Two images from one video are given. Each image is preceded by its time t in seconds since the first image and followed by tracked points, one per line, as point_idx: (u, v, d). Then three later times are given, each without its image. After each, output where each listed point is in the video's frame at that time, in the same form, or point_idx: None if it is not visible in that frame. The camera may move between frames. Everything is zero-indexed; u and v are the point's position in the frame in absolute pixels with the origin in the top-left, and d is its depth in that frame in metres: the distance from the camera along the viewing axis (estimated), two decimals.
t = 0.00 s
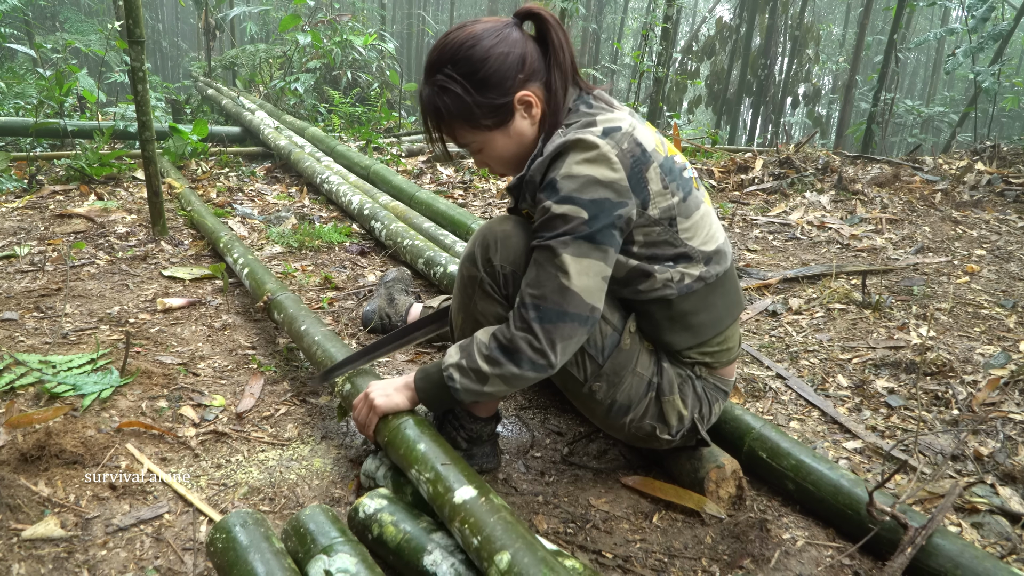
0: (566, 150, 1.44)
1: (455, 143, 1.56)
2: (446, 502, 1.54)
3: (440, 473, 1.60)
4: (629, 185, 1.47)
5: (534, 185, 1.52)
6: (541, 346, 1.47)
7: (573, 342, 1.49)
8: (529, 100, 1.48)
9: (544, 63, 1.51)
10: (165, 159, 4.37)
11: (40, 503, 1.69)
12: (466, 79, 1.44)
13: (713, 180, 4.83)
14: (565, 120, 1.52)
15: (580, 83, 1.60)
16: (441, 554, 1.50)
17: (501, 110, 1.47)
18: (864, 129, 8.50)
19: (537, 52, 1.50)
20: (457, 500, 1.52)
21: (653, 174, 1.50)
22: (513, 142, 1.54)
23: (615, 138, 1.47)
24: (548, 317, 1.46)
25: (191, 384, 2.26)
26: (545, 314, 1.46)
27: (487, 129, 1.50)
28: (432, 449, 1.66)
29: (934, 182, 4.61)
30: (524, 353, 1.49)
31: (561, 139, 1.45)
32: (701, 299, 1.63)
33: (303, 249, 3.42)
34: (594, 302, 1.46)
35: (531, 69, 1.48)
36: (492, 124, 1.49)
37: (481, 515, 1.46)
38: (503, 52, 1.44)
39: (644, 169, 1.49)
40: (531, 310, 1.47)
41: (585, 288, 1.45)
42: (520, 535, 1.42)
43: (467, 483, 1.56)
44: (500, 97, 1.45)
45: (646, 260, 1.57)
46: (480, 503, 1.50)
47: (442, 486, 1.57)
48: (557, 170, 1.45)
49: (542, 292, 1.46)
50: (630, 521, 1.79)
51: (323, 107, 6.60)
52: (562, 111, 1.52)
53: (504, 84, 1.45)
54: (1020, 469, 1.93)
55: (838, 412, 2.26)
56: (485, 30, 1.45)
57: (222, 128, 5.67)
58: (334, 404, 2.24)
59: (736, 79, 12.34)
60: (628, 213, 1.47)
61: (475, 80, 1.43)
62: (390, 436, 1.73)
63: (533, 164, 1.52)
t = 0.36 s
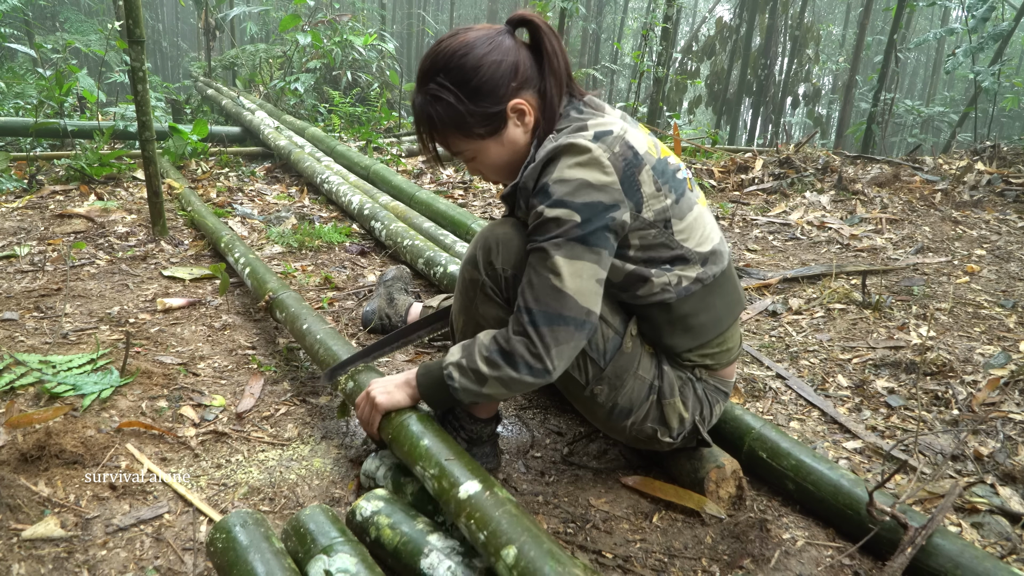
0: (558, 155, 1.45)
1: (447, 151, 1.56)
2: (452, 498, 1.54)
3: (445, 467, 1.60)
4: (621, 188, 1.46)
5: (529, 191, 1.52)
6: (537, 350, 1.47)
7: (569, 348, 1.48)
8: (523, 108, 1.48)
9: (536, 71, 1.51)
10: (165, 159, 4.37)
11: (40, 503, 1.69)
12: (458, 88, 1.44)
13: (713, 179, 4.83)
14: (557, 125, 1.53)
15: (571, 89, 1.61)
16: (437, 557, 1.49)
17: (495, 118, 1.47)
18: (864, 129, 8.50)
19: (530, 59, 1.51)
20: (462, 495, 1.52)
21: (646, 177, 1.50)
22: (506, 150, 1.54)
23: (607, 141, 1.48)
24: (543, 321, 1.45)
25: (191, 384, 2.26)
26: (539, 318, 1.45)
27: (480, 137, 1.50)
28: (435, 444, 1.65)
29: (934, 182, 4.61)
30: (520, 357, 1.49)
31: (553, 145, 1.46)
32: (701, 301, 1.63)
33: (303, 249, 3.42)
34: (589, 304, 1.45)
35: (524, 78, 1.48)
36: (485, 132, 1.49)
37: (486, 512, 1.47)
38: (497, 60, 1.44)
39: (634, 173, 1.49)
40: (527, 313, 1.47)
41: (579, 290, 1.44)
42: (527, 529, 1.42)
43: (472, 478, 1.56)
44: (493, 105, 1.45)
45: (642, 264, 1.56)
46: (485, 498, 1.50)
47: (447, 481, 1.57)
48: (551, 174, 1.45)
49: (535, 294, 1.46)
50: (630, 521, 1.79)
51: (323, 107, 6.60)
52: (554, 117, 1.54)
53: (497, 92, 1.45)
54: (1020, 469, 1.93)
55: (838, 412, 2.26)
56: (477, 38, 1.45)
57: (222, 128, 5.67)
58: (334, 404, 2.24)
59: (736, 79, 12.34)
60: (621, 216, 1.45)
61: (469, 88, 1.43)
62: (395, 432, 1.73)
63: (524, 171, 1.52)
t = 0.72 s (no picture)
0: (558, 150, 1.45)
1: (449, 154, 1.57)
2: (459, 501, 1.55)
3: (452, 470, 1.60)
4: (621, 186, 1.47)
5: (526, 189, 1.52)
6: (529, 344, 1.46)
7: (562, 343, 1.47)
8: (523, 107, 1.48)
9: (535, 70, 1.51)
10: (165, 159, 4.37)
11: (40, 503, 1.69)
12: (456, 91, 1.45)
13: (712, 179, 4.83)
14: (559, 123, 1.53)
15: (574, 85, 1.61)
16: (435, 558, 1.48)
17: (493, 119, 1.47)
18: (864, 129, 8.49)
19: (528, 58, 1.51)
20: (468, 499, 1.53)
21: (646, 175, 1.50)
22: (507, 151, 1.54)
23: (608, 139, 1.48)
24: (536, 316, 1.45)
25: (191, 384, 2.26)
26: (533, 314, 1.45)
27: (480, 139, 1.51)
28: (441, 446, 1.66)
29: (934, 182, 4.61)
30: (512, 352, 1.48)
31: (553, 140, 1.46)
32: (699, 300, 1.63)
33: (303, 249, 3.42)
34: (583, 300, 1.45)
35: (522, 77, 1.48)
36: (485, 134, 1.50)
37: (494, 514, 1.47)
38: (494, 61, 1.45)
39: (636, 170, 1.49)
40: (520, 308, 1.47)
41: (573, 286, 1.43)
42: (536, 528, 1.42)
43: (477, 479, 1.56)
44: (492, 107, 1.46)
45: (641, 263, 1.57)
46: (490, 499, 1.50)
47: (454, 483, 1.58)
48: (547, 172, 1.45)
49: (528, 289, 1.46)
50: (630, 521, 1.79)
51: (323, 107, 6.60)
52: (556, 114, 1.54)
53: (495, 93, 1.45)
54: (1020, 469, 1.93)
55: (838, 412, 2.26)
56: (475, 40, 1.46)
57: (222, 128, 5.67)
58: (334, 404, 2.24)
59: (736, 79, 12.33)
60: (620, 216, 1.46)
61: (467, 91, 1.44)
62: (402, 433, 1.73)
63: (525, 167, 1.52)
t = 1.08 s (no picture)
0: (558, 140, 1.45)
1: (450, 148, 1.57)
2: (470, 491, 1.56)
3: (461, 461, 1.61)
4: (619, 178, 1.47)
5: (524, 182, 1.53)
6: (519, 335, 1.45)
7: (553, 335, 1.46)
8: (523, 101, 1.47)
9: (535, 64, 1.51)
10: (165, 159, 4.37)
11: (40, 503, 1.69)
12: (457, 85, 1.45)
13: (712, 179, 4.83)
14: (560, 116, 1.53)
15: (574, 79, 1.61)
16: (436, 557, 1.48)
17: (495, 113, 1.47)
18: (864, 129, 8.49)
19: (528, 52, 1.51)
20: (479, 489, 1.54)
21: (645, 168, 1.50)
22: (508, 144, 1.54)
23: (608, 130, 1.48)
24: (527, 305, 1.45)
25: (191, 384, 2.26)
26: (524, 303, 1.45)
27: (481, 133, 1.51)
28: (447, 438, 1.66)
29: (934, 182, 4.61)
30: (503, 343, 1.47)
31: (553, 130, 1.46)
32: (698, 298, 1.62)
33: (303, 249, 3.42)
34: (576, 293, 1.44)
35: (522, 71, 1.49)
36: (487, 127, 1.50)
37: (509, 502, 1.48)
38: (494, 55, 1.45)
39: (634, 162, 1.49)
40: (511, 299, 1.47)
41: (566, 276, 1.42)
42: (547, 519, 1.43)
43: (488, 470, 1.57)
44: (493, 101, 1.46)
45: (639, 259, 1.57)
46: (502, 489, 1.51)
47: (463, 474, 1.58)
48: (544, 163, 1.46)
49: (521, 280, 1.45)
50: (630, 521, 1.79)
51: (323, 107, 6.60)
52: (558, 107, 1.54)
53: (495, 87, 1.45)
54: (1020, 469, 1.93)
55: (838, 412, 2.26)
56: (475, 34, 1.46)
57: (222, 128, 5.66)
58: (335, 404, 2.24)
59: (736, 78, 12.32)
60: (617, 207, 1.46)
61: (467, 85, 1.44)
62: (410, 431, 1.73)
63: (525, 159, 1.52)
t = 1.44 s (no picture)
0: (571, 132, 1.48)
1: (460, 135, 1.58)
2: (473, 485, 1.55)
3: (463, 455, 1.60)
4: (631, 170, 1.48)
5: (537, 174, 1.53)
6: (541, 332, 1.45)
7: (575, 330, 1.47)
8: (535, 92, 1.49)
9: (549, 57, 1.53)
10: (164, 159, 4.37)
11: (40, 503, 1.69)
12: (472, 71, 1.46)
13: (713, 179, 4.83)
14: (570, 110, 1.55)
15: (585, 77, 1.63)
16: (437, 557, 1.48)
17: (506, 101, 1.49)
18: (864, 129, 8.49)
19: (543, 45, 1.53)
20: (481, 484, 1.53)
21: (654, 162, 1.52)
22: (517, 134, 1.56)
23: (619, 125, 1.50)
24: (548, 302, 1.44)
25: (191, 384, 2.26)
26: (545, 300, 1.44)
27: (491, 121, 1.52)
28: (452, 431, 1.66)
29: (934, 182, 4.61)
30: (523, 340, 1.47)
31: (567, 122, 1.49)
32: (702, 294, 1.62)
33: (303, 249, 3.42)
34: (596, 288, 1.45)
35: (536, 62, 1.50)
36: (498, 115, 1.51)
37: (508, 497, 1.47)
38: (509, 44, 1.46)
39: (645, 156, 1.51)
40: (530, 296, 1.46)
41: (586, 271, 1.43)
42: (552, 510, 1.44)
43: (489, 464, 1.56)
44: (505, 88, 1.47)
45: (646, 252, 1.57)
46: (504, 484, 1.50)
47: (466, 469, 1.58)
48: (560, 156, 1.46)
49: (542, 277, 1.45)
50: (630, 521, 1.79)
51: (323, 107, 6.60)
52: (569, 101, 1.55)
53: (509, 76, 1.47)
54: (1020, 469, 1.93)
55: (838, 412, 2.26)
56: (491, 24, 1.47)
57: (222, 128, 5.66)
58: (335, 404, 2.25)
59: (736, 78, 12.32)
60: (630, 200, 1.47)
61: (481, 70, 1.45)
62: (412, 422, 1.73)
63: (537, 151, 1.53)
